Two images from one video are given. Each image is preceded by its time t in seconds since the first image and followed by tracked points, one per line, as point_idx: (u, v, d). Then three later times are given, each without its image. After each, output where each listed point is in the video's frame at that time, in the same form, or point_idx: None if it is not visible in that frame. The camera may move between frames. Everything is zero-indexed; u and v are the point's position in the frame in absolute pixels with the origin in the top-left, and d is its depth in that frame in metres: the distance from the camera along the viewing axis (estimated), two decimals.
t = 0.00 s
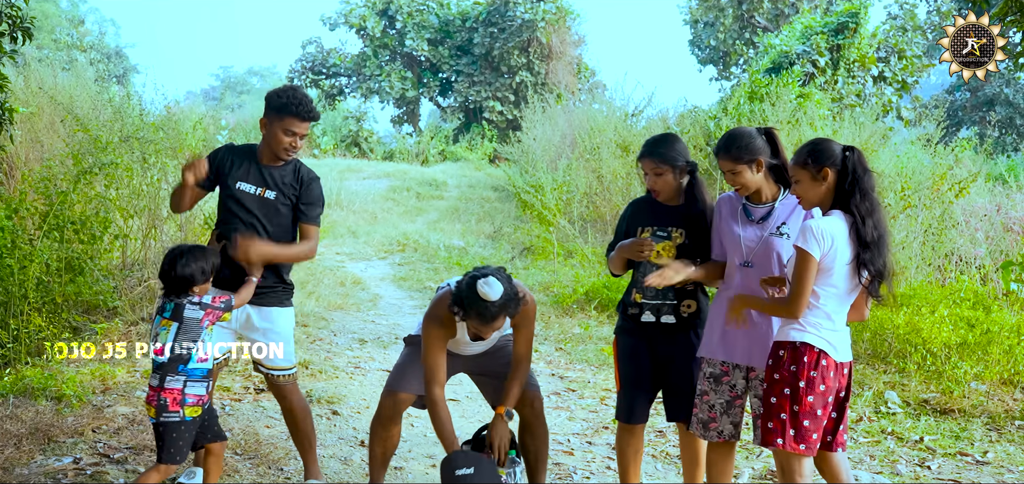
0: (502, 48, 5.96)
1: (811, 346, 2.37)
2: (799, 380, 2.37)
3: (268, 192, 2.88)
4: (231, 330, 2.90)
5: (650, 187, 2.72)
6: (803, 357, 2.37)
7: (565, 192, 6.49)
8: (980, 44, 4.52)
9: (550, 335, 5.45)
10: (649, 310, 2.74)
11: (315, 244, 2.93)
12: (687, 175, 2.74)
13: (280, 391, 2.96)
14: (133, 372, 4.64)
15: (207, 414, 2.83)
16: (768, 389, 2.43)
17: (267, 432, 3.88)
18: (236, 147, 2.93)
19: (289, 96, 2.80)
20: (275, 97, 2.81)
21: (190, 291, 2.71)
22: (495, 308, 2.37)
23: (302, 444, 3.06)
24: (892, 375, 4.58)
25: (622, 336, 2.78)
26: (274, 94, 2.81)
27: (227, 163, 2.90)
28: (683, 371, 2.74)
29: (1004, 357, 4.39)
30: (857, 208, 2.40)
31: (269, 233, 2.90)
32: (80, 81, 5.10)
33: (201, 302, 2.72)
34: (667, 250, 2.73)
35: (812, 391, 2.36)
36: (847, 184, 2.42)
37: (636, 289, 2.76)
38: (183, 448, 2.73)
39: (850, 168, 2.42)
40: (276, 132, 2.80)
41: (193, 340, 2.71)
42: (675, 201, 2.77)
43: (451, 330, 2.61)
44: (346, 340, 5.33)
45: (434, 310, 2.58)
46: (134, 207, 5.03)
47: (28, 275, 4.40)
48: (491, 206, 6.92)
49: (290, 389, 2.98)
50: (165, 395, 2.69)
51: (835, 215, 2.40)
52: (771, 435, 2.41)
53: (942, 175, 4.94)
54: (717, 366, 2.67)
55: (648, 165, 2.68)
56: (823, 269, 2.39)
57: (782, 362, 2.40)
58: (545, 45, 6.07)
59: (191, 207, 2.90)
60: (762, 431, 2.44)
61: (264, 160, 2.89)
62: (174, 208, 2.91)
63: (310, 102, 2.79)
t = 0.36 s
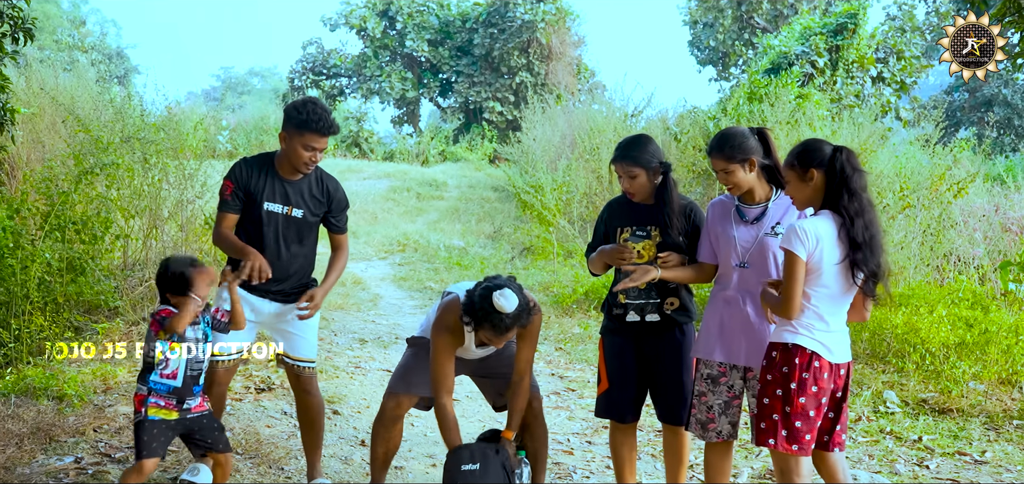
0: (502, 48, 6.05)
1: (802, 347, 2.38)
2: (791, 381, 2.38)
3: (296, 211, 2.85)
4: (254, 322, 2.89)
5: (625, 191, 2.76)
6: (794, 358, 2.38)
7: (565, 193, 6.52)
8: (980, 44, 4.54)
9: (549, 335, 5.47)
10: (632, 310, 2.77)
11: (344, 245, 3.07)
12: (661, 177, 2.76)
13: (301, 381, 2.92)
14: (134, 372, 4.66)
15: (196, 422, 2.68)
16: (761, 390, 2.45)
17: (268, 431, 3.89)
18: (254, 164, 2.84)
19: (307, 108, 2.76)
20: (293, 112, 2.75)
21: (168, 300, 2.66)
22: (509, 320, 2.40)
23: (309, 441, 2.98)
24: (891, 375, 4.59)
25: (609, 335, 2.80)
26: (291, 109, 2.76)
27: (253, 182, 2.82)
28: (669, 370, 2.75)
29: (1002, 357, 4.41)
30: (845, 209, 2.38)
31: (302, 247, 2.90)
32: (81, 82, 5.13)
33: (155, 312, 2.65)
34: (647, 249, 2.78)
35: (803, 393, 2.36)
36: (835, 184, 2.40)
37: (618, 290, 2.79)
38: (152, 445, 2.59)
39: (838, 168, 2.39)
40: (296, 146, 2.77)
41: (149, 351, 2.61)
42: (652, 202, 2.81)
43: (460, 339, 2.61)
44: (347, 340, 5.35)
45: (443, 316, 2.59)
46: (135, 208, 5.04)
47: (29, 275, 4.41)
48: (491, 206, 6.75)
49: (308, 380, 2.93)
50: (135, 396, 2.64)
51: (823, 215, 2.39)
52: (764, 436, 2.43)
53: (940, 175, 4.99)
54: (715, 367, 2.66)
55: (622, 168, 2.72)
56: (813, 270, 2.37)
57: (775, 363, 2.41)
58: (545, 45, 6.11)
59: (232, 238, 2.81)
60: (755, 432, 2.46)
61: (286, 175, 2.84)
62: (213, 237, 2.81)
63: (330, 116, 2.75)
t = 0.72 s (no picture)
0: (502, 51, 6.15)
1: (790, 347, 2.41)
2: (779, 380, 2.41)
3: (287, 209, 2.91)
4: (248, 323, 2.92)
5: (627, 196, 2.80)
6: (781, 357, 2.42)
7: (564, 193, 6.66)
8: (980, 44, 4.53)
9: (549, 334, 5.54)
10: (635, 310, 2.80)
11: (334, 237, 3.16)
12: (662, 180, 2.79)
13: (293, 378, 2.96)
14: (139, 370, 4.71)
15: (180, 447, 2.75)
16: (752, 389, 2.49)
17: (271, 429, 3.94)
18: (241, 164, 2.87)
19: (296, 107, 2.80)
20: (281, 112, 2.79)
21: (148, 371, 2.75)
22: (512, 324, 2.40)
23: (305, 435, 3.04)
24: (885, 373, 4.67)
25: (608, 334, 2.83)
26: (279, 109, 2.79)
27: (242, 182, 2.84)
28: (667, 370, 2.78)
29: (995, 356, 4.46)
30: (812, 210, 2.38)
31: (291, 245, 2.94)
32: (88, 84, 5.24)
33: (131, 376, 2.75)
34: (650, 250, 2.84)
35: (791, 391, 2.40)
36: (808, 184, 2.40)
37: (622, 291, 2.83)
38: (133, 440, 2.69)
39: (813, 167, 2.38)
40: (284, 146, 2.81)
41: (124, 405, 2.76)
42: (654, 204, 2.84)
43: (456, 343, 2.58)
44: (349, 339, 5.41)
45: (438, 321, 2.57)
46: (140, 208, 5.11)
47: (36, 275, 4.47)
48: (491, 207, 6.95)
49: (299, 377, 2.97)
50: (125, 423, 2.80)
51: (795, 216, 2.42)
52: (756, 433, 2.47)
53: (934, 176, 5.05)
54: (712, 366, 2.67)
55: (624, 173, 2.75)
56: (793, 271, 2.41)
57: (763, 363, 2.46)
58: (543, 48, 6.32)
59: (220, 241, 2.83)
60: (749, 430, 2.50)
61: (274, 173, 2.88)
62: (197, 238, 2.82)
63: (318, 116, 2.79)
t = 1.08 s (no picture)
0: (502, 53, 6.30)
1: (793, 346, 2.43)
2: (783, 380, 2.43)
3: (296, 210, 2.93)
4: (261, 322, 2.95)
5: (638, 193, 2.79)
6: (785, 356, 2.43)
7: (564, 194, 6.69)
8: (980, 44, 4.56)
9: (549, 334, 5.57)
10: (638, 309, 2.78)
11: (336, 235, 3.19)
12: (673, 180, 2.79)
13: (305, 375, 2.99)
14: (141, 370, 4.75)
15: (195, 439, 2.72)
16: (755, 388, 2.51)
17: (273, 428, 3.97)
18: (247, 168, 2.87)
19: (297, 108, 2.81)
20: (284, 113, 2.80)
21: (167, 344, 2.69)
22: (524, 216, 2.46)
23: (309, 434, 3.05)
24: (883, 372, 4.70)
25: (612, 333, 2.83)
26: (281, 110, 2.81)
27: (251, 187, 2.85)
28: (671, 368, 2.78)
29: (992, 355, 4.48)
30: (817, 208, 2.40)
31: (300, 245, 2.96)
32: (90, 86, 5.30)
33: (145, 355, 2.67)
34: (655, 250, 2.81)
35: (794, 389, 2.41)
36: (816, 182, 2.41)
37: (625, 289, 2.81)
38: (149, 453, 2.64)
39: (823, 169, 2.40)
40: (289, 148, 2.82)
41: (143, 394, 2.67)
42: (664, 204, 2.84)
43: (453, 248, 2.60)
44: (350, 339, 5.44)
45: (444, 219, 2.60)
46: (144, 209, 5.15)
47: (39, 275, 4.47)
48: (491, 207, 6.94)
49: (311, 374, 3.01)
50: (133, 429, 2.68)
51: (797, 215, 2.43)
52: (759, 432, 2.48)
53: (931, 177, 5.10)
54: (713, 366, 2.69)
55: (636, 170, 2.75)
56: (794, 269, 2.43)
57: (767, 362, 2.47)
58: (542, 51, 6.48)
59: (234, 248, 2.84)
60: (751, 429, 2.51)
61: (281, 175, 2.91)
62: (210, 244, 2.82)
63: (320, 115, 2.80)
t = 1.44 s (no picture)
0: (502, 54, 6.48)
1: (805, 345, 2.41)
2: (795, 378, 2.41)
3: (288, 212, 2.95)
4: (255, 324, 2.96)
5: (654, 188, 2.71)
6: (797, 356, 2.41)
7: (564, 194, 6.61)
8: (980, 44, 4.46)
9: (549, 334, 5.59)
10: (645, 309, 2.72)
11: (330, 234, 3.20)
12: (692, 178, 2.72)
13: (302, 375, 3.00)
14: (143, 369, 4.78)
15: (205, 418, 2.75)
16: (764, 388, 2.47)
17: (274, 427, 3.99)
18: (237, 172, 2.90)
19: (283, 111, 2.83)
20: (269, 117, 2.82)
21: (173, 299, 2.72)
22: (481, 248, 2.44)
23: (308, 434, 3.07)
24: (882, 372, 4.71)
25: (616, 332, 2.76)
26: (266, 114, 2.82)
27: (241, 190, 2.88)
28: (677, 369, 2.73)
29: (990, 355, 4.50)
30: (840, 207, 2.43)
31: (292, 247, 2.97)
32: (92, 87, 5.35)
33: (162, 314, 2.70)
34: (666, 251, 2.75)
35: (807, 388, 2.39)
36: (830, 185, 2.45)
37: (633, 287, 2.74)
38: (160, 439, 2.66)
39: (834, 167, 2.44)
40: (276, 150, 2.84)
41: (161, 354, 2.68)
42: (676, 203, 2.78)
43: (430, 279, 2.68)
44: (350, 339, 5.46)
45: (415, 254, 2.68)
46: (145, 209, 5.16)
47: (41, 275, 4.49)
48: (492, 207, 7.14)
49: (308, 374, 3.01)
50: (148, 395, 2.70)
51: (816, 216, 2.43)
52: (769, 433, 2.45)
53: (930, 177, 5.11)
54: (713, 366, 2.67)
55: (657, 166, 2.68)
56: (811, 269, 2.42)
57: (777, 361, 2.44)
58: (542, 51, 6.64)
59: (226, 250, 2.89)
60: (759, 429, 2.47)
61: (270, 177, 2.92)
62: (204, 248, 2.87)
63: (305, 117, 2.81)
